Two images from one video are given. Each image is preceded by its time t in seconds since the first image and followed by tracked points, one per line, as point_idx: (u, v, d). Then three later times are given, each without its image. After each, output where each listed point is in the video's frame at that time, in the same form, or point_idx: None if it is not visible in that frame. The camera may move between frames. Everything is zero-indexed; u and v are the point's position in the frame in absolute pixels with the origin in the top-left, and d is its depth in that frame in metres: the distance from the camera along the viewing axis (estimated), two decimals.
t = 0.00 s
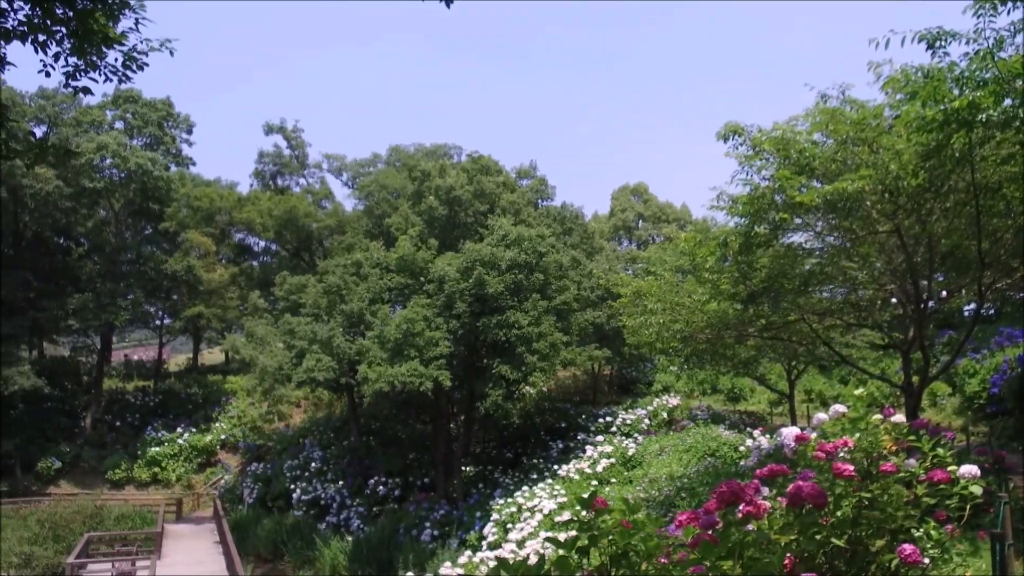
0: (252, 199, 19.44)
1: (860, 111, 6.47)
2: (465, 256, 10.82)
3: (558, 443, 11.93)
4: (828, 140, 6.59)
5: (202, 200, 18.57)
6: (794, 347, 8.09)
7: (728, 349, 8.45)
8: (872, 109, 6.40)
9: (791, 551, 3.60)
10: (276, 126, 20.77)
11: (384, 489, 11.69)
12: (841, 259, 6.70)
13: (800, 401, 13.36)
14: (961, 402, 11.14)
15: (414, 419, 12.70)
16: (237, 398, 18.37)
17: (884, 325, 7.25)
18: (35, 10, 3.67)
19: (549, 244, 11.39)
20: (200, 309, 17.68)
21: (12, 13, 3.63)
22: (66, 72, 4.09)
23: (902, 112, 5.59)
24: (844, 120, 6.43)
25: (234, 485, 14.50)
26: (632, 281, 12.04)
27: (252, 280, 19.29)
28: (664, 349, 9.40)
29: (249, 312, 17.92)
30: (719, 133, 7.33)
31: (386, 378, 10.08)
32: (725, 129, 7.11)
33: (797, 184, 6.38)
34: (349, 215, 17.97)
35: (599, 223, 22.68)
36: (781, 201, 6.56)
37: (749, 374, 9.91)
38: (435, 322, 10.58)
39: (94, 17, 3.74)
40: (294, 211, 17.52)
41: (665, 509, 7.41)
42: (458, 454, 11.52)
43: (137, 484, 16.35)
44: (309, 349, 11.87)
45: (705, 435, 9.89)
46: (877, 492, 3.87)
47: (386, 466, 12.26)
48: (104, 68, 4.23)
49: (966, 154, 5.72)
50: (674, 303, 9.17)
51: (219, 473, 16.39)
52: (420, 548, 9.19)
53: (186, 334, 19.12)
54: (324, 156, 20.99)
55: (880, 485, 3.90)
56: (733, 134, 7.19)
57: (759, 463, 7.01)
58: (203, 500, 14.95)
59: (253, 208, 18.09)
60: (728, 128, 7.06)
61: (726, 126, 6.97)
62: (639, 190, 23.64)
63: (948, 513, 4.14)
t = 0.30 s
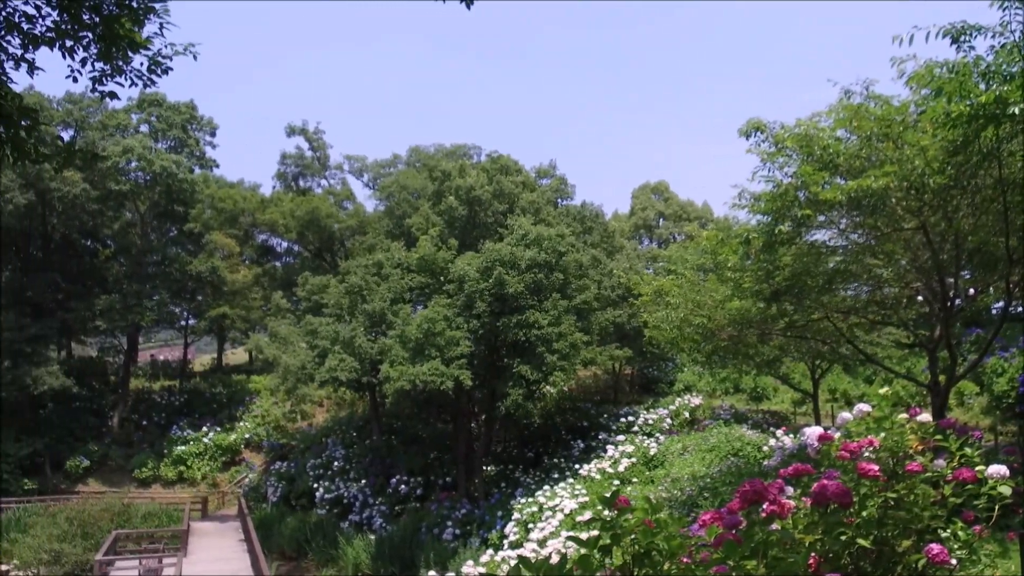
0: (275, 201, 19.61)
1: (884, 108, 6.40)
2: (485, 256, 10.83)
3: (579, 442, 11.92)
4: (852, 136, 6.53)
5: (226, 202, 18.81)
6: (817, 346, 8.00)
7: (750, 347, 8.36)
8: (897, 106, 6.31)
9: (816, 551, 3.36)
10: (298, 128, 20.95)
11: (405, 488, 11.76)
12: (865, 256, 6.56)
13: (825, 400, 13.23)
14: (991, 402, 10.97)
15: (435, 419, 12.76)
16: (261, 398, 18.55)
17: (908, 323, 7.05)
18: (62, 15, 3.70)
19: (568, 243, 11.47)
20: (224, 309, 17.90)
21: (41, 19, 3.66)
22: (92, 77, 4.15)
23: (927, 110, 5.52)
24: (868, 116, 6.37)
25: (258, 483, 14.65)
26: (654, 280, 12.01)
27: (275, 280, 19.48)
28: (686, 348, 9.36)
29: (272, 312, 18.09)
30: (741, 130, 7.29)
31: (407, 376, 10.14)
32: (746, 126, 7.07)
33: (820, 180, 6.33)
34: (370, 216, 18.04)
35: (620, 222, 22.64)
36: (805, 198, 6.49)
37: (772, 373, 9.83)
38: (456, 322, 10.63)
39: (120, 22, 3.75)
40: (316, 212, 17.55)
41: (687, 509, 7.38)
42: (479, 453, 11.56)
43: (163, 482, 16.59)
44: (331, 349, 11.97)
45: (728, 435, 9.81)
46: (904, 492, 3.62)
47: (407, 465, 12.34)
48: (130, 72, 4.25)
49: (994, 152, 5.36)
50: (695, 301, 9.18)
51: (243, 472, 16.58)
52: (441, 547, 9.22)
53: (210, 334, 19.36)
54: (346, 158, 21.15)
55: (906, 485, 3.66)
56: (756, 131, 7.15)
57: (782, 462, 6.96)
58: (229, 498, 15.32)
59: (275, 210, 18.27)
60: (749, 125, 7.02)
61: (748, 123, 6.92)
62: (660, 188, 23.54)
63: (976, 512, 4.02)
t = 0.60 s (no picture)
0: (299, 202, 19.79)
1: (911, 104, 6.29)
2: (506, 256, 10.84)
3: (602, 442, 11.90)
4: (878, 133, 6.46)
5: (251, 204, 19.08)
6: (843, 345, 7.88)
7: (775, 346, 8.20)
8: (923, 102, 6.21)
9: (842, 550, 3.16)
10: (321, 130, 21.15)
11: (429, 487, 11.83)
12: (892, 254, 6.33)
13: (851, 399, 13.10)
14: None
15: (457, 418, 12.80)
16: (286, 398, 18.75)
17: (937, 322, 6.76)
18: (91, 22, 3.72)
19: (590, 243, 11.50)
20: (250, 310, 18.14)
21: (71, 26, 3.71)
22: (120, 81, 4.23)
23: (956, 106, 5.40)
24: (894, 112, 6.28)
25: (283, 482, 14.82)
26: (676, 279, 12.05)
27: (299, 281, 19.68)
28: (709, 346, 9.27)
29: (296, 313, 18.27)
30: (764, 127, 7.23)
31: (430, 375, 10.18)
32: (770, 122, 7.00)
33: (845, 177, 6.22)
34: (392, 216, 18.13)
35: (642, 220, 22.57)
36: (830, 196, 6.37)
37: (797, 372, 9.74)
38: (478, 321, 10.65)
39: (148, 26, 3.78)
40: (339, 213, 17.63)
41: (711, 509, 7.34)
42: (502, 453, 11.57)
43: (191, 481, 16.87)
44: (355, 349, 12.07)
45: (753, 435, 9.72)
46: (932, 493, 3.50)
47: (431, 464, 12.42)
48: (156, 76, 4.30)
49: None
50: (719, 299, 9.15)
51: (269, 470, 16.79)
52: (464, 547, 9.25)
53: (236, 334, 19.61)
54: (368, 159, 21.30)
55: (933, 485, 3.54)
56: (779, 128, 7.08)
57: (807, 462, 6.90)
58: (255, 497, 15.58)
59: (299, 211, 18.47)
60: (773, 121, 6.95)
61: (772, 119, 6.86)
62: (682, 186, 23.41)
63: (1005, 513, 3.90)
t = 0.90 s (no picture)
0: (321, 202, 19.94)
1: (938, 98, 6.18)
2: (526, 255, 10.84)
3: (623, 441, 11.87)
4: (904, 128, 6.36)
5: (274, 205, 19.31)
6: (868, 344, 7.76)
7: (799, 346, 8.07)
8: (950, 96, 6.09)
9: (868, 549, 3.05)
10: (342, 131, 21.29)
11: (450, 486, 11.87)
12: (918, 251, 6.19)
13: (877, 398, 12.96)
14: None
15: (479, 417, 12.83)
16: (309, 397, 18.90)
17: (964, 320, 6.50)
18: (117, 26, 3.67)
19: (610, 241, 11.50)
20: (274, 310, 18.34)
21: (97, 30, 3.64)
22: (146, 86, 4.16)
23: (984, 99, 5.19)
24: (921, 107, 6.17)
25: (307, 480, 14.95)
26: (697, 277, 12.02)
27: (322, 281, 19.85)
28: (731, 346, 9.19)
29: (319, 313, 18.42)
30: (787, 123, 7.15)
31: (451, 374, 10.21)
32: (793, 119, 6.92)
33: (870, 174, 6.08)
34: (413, 217, 18.21)
35: (664, 219, 22.49)
36: (855, 193, 6.23)
37: (821, 371, 9.65)
38: (499, 321, 10.66)
39: (173, 31, 3.72)
40: (360, 214, 17.75)
41: (734, 509, 7.29)
42: (523, 452, 11.58)
43: (216, 479, 17.08)
44: (377, 349, 12.15)
45: (777, 434, 9.64)
46: (960, 492, 3.39)
47: (453, 463, 12.47)
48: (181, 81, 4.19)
49: None
50: (741, 297, 9.10)
51: (293, 469, 16.96)
52: (487, 546, 9.28)
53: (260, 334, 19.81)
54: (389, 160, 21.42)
55: (961, 485, 3.43)
56: (803, 124, 7.00)
57: (833, 462, 6.82)
58: (279, 495, 15.76)
59: (322, 212, 18.61)
60: (796, 117, 6.88)
61: (795, 115, 6.78)
62: (704, 184, 23.27)
63: None
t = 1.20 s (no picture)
0: (341, 203, 20.07)
1: (962, 93, 6.08)
2: (545, 255, 10.84)
3: (643, 441, 11.84)
4: (927, 124, 6.28)
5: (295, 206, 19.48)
6: (892, 343, 7.64)
7: (821, 345, 7.93)
8: (975, 91, 5.98)
9: (894, 547, 2.97)
10: (361, 132, 21.42)
11: (470, 485, 11.92)
12: (942, 247, 5.85)
13: (901, 396, 12.81)
14: None
15: (498, 416, 12.87)
16: (330, 396, 19.04)
17: (993, 317, 5.94)
18: (141, 29, 3.71)
19: (629, 240, 11.49)
20: (295, 310, 18.51)
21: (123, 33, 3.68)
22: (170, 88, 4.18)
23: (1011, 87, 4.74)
24: (945, 102, 6.09)
25: (328, 479, 15.07)
26: (717, 276, 11.98)
27: (342, 281, 19.98)
28: (752, 344, 9.11)
29: (339, 313, 18.54)
30: (809, 120, 7.08)
31: (471, 374, 10.23)
32: (815, 115, 6.86)
33: (893, 171, 5.97)
34: (432, 217, 18.27)
35: (683, 218, 22.39)
36: (877, 190, 6.13)
37: (844, 370, 9.56)
38: (517, 320, 10.65)
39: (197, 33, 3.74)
40: (379, 214, 17.85)
41: (756, 509, 7.24)
42: (543, 452, 11.58)
43: (239, 478, 17.26)
44: (397, 348, 12.22)
45: (799, 434, 9.58)
46: (988, 492, 3.33)
47: (472, 462, 12.51)
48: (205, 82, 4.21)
49: None
50: (762, 296, 9.05)
51: (314, 468, 17.09)
52: (506, 545, 9.29)
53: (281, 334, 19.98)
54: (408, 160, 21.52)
55: (990, 485, 3.37)
56: (824, 120, 6.94)
57: (856, 462, 6.73)
58: (301, 494, 15.91)
59: (342, 213, 18.75)
60: (817, 114, 6.82)
61: (816, 112, 6.72)
62: (724, 182, 23.13)
63: None
